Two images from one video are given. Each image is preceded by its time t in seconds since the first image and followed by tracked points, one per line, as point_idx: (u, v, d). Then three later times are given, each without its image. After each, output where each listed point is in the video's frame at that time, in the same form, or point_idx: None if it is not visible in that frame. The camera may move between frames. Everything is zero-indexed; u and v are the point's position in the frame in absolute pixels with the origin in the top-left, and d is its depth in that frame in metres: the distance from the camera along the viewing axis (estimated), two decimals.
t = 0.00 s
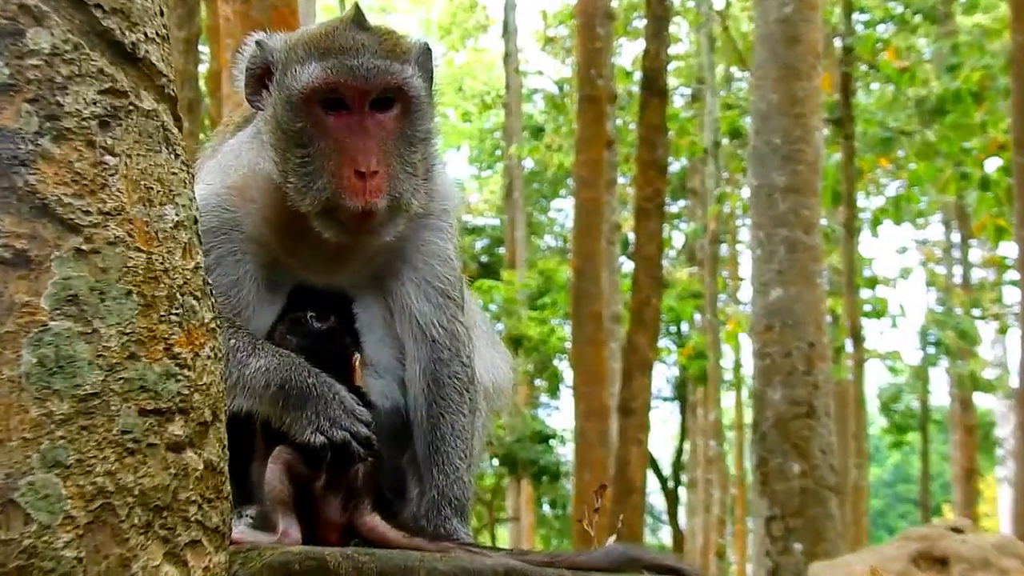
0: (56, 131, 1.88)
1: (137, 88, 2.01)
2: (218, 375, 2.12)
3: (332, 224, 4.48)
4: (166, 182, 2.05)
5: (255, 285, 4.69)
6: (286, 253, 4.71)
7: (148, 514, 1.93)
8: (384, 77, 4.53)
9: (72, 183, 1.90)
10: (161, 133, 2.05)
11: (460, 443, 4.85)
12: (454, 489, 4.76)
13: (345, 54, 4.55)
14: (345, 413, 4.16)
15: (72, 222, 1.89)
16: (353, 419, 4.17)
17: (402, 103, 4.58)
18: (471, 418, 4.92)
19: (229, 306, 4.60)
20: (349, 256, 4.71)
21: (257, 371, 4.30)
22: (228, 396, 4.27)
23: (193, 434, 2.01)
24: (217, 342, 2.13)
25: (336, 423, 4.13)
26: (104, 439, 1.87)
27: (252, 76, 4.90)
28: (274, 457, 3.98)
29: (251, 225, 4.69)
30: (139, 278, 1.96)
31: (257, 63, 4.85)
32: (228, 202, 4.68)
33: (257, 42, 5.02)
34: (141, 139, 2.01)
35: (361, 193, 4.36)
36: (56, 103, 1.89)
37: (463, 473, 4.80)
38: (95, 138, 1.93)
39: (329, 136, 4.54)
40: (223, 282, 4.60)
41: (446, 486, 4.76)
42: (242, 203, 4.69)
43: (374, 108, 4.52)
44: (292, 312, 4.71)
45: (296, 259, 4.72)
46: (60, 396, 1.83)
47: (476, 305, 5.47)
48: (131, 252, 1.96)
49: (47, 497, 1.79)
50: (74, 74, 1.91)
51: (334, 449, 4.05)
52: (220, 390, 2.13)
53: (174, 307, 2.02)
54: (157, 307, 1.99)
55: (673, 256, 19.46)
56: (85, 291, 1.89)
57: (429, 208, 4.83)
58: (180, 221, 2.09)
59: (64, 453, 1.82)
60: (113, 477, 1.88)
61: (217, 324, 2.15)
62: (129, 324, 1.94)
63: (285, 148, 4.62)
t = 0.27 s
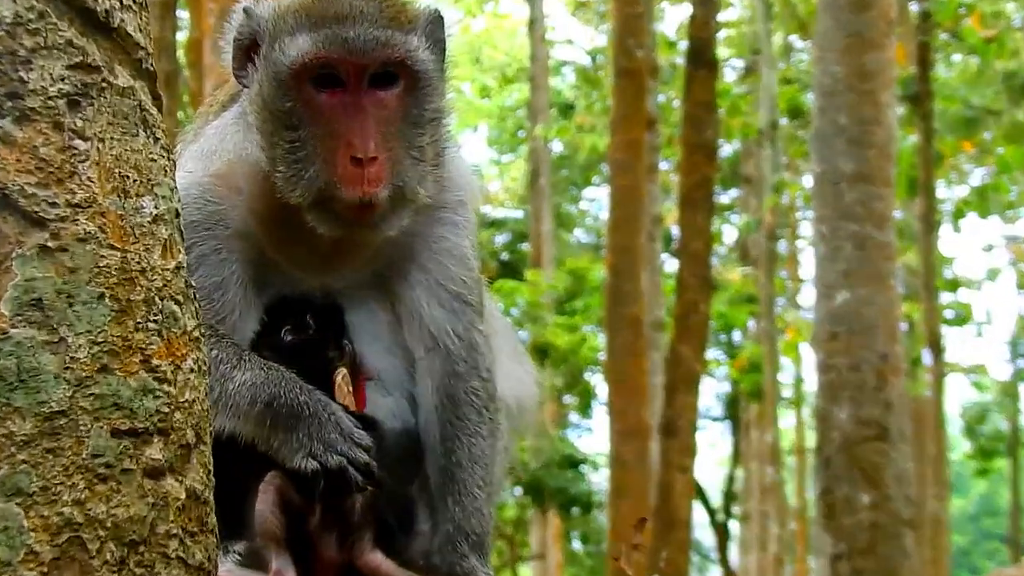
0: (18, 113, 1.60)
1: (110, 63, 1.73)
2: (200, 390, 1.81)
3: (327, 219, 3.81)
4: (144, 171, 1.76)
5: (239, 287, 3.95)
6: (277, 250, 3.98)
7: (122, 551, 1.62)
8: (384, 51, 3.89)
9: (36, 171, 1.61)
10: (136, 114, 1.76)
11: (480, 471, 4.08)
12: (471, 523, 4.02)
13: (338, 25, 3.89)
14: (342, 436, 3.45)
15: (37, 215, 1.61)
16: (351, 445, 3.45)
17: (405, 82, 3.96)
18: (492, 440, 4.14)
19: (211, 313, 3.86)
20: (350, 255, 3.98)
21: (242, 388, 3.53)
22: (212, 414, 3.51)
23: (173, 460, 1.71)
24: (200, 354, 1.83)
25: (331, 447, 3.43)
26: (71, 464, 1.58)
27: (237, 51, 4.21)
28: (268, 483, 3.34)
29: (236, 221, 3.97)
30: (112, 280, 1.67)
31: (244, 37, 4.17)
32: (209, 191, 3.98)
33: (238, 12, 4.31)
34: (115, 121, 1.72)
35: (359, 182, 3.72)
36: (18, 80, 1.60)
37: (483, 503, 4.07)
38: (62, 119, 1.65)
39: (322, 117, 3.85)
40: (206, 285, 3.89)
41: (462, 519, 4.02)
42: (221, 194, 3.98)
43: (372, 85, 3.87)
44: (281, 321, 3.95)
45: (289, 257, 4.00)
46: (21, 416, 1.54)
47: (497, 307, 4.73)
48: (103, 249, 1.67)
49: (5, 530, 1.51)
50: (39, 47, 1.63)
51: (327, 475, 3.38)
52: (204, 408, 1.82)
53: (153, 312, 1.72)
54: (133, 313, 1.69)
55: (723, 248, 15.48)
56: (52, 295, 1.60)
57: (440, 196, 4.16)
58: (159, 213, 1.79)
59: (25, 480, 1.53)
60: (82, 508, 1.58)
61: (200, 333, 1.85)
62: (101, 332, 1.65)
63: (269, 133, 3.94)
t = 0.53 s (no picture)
0: None
1: (92, 38, 1.49)
2: (194, 402, 1.60)
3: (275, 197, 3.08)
4: (130, 158, 1.53)
5: (248, 290, 3.28)
6: (269, 236, 3.25)
7: None
8: None
9: (10, 157, 1.41)
10: (122, 95, 1.53)
11: (502, 497, 3.26)
12: (494, 551, 3.22)
13: None
14: (353, 451, 2.85)
15: (10, 207, 1.39)
16: (366, 462, 2.84)
17: (340, 33, 3.18)
18: (516, 462, 3.31)
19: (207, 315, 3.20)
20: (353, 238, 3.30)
21: (244, 400, 2.95)
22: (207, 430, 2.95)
23: (163, 479, 1.50)
24: (195, 362, 1.61)
25: (343, 464, 2.83)
26: (50, 484, 1.38)
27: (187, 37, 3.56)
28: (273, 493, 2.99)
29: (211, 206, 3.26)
30: (94, 280, 1.45)
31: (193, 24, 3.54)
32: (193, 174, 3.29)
33: None
34: (98, 102, 1.49)
35: (280, 151, 2.96)
36: None
37: (508, 530, 3.25)
38: (38, 100, 1.43)
39: (246, 85, 3.13)
40: (198, 282, 3.21)
41: (483, 546, 3.23)
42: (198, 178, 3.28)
43: (297, 41, 3.09)
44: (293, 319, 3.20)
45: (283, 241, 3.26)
46: None
47: (529, 313, 4.08)
48: (85, 246, 1.45)
49: None
50: (11, 18, 1.41)
51: (339, 495, 2.78)
52: (198, 422, 1.60)
53: (140, 316, 1.50)
54: (119, 317, 1.48)
55: (777, 245, 14.20)
56: (27, 297, 1.39)
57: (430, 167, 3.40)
58: (149, 203, 1.55)
59: None
60: (62, 532, 1.39)
61: (194, 335, 1.62)
62: (82, 338, 1.43)
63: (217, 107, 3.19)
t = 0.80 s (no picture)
0: None
1: (102, 32, 1.50)
2: (201, 396, 1.59)
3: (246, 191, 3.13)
4: (140, 151, 1.53)
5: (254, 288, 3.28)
6: (267, 234, 3.26)
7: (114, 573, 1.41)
8: None
9: (20, 150, 1.40)
10: (131, 89, 1.53)
11: (507, 489, 3.26)
12: (498, 545, 3.22)
13: None
14: (364, 453, 2.90)
15: (20, 201, 1.39)
16: (375, 464, 2.89)
17: (296, 26, 3.25)
18: (521, 454, 3.31)
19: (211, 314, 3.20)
20: (353, 234, 3.31)
21: (253, 400, 2.98)
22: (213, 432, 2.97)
23: (170, 472, 1.50)
24: (202, 356, 1.61)
25: (352, 466, 2.87)
26: (58, 476, 1.37)
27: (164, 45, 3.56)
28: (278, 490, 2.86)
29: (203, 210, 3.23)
30: (103, 273, 1.45)
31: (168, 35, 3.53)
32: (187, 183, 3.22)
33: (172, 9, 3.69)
34: (108, 96, 1.49)
35: (244, 149, 3.00)
36: None
37: (513, 524, 3.26)
38: (48, 94, 1.43)
39: (211, 86, 3.18)
40: (203, 282, 3.21)
41: (488, 540, 3.23)
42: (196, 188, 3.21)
43: (253, 38, 3.14)
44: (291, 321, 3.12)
45: (286, 237, 3.28)
46: None
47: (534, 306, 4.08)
48: (94, 239, 1.45)
49: None
50: (24, 13, 1.41)
51: (348, 497, 2.83)
52: (204, 415, 1.60)
53: (149, 309, 1.50)
54: (127, 310, 1.48)
55: (785, 239, 14.20)
56: (37, 290, 1.39)
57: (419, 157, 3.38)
58: (158, 197, 1.55)
59: (6, 494, 1.33)
60: (69, 525, 1.38)
61: (201, 330, 1.62)
62: (91, 331, 1.43)
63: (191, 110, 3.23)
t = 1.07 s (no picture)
0: (10, 84, 1.37)
1: (116, 27, 1.47)
2: (215, 392, 1.57)
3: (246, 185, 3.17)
4: (154, 148, 1.51)
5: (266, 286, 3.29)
6: (275, 231, 3.26)
7: (127, 570, 1.38)
8: None
9: (34, 146, 1.38)
10: (145, 85, 1.51)
11: (520, 485, 3.27)
12: (510, 541, 3.23)
13: None
14: (376, 459, 2.93)
15: (33, 197, 1.37)
16: (384, 469, 2.92)
17: (290, 16, 3.24)
18: (535, 450, 3.32)
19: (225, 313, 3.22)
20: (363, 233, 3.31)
21: (263, 402, 2.96)
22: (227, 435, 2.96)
23: (185, 469, 1.47)
24: (216, 351, 1.58)
25: (362, 472, 2.89)
26: (71, 473, 1.35)
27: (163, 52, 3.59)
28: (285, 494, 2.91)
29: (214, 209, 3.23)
30: (117, 269, 1.43)
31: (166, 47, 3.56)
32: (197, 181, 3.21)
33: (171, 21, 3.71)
34: (122, 92, 1.47)
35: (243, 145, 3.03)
36: (13, 45, 1.37)
37: (525, 520, 3.26)
38: (63, 90, 1.41)
39: (209, 79, 3.20)
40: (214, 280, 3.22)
41: (500, 537, 3.23)
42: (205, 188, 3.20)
43: (249, 30, 3.15)
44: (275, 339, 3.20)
45: (295, 234, 3.28)
46: (13, 419, 1.32)
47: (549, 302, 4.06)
48: (108, 235, 1.43)
49: None
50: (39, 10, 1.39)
51: (358, 502, 2.85)
52: (218, 411, 1.57)
53: (163, 305, 1.47)
54: (142, 306, 1.45)
55: (798, 236, 14.14)
56: (51, 286, 1.36)
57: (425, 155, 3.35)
58: (171, 194, 1.53)
59: (20, 490, 1.31)
60: (83, 521, 1.35)
61: (215, 326, 1.59)
62: (105, 326, 1.41)
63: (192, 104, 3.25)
